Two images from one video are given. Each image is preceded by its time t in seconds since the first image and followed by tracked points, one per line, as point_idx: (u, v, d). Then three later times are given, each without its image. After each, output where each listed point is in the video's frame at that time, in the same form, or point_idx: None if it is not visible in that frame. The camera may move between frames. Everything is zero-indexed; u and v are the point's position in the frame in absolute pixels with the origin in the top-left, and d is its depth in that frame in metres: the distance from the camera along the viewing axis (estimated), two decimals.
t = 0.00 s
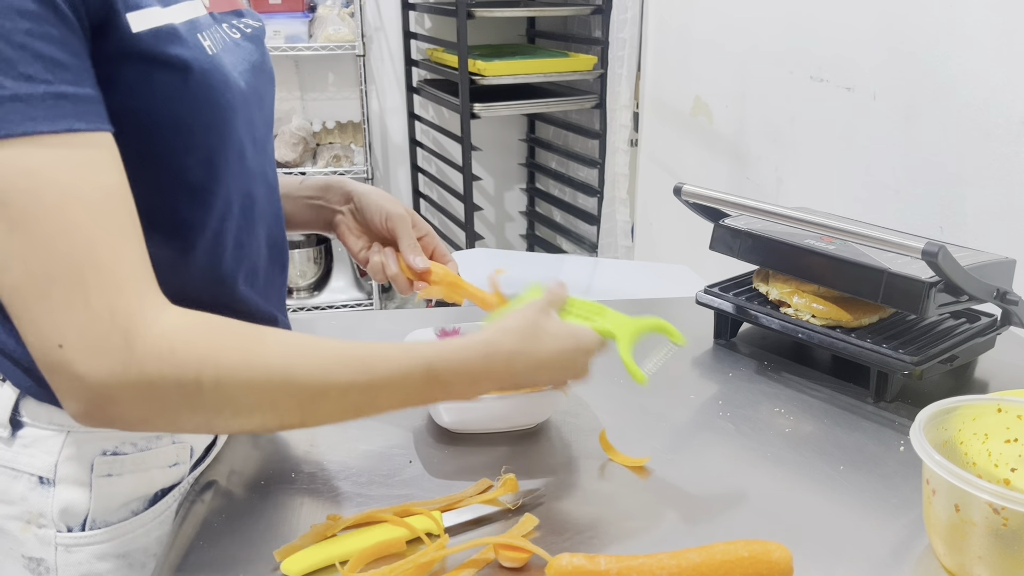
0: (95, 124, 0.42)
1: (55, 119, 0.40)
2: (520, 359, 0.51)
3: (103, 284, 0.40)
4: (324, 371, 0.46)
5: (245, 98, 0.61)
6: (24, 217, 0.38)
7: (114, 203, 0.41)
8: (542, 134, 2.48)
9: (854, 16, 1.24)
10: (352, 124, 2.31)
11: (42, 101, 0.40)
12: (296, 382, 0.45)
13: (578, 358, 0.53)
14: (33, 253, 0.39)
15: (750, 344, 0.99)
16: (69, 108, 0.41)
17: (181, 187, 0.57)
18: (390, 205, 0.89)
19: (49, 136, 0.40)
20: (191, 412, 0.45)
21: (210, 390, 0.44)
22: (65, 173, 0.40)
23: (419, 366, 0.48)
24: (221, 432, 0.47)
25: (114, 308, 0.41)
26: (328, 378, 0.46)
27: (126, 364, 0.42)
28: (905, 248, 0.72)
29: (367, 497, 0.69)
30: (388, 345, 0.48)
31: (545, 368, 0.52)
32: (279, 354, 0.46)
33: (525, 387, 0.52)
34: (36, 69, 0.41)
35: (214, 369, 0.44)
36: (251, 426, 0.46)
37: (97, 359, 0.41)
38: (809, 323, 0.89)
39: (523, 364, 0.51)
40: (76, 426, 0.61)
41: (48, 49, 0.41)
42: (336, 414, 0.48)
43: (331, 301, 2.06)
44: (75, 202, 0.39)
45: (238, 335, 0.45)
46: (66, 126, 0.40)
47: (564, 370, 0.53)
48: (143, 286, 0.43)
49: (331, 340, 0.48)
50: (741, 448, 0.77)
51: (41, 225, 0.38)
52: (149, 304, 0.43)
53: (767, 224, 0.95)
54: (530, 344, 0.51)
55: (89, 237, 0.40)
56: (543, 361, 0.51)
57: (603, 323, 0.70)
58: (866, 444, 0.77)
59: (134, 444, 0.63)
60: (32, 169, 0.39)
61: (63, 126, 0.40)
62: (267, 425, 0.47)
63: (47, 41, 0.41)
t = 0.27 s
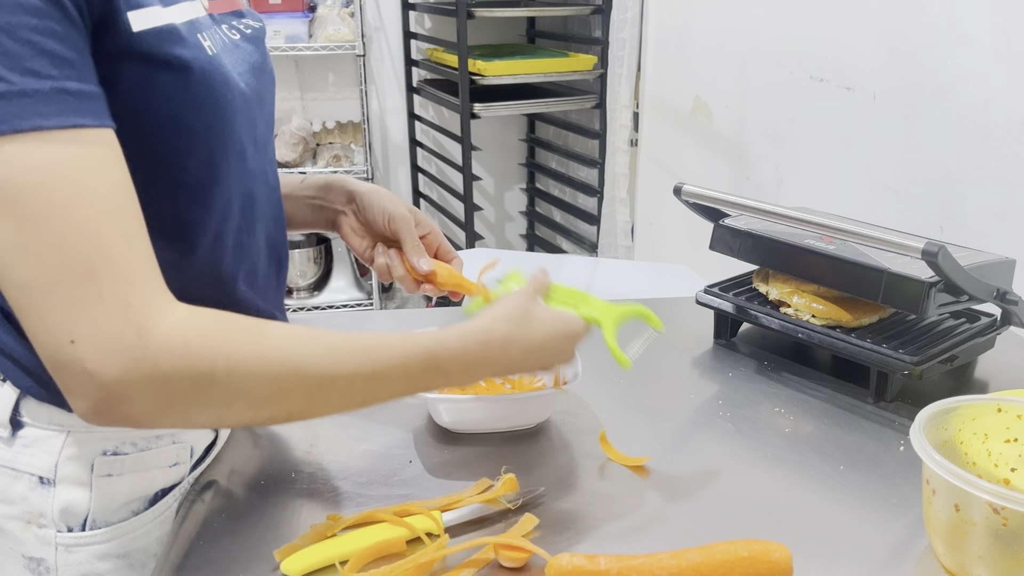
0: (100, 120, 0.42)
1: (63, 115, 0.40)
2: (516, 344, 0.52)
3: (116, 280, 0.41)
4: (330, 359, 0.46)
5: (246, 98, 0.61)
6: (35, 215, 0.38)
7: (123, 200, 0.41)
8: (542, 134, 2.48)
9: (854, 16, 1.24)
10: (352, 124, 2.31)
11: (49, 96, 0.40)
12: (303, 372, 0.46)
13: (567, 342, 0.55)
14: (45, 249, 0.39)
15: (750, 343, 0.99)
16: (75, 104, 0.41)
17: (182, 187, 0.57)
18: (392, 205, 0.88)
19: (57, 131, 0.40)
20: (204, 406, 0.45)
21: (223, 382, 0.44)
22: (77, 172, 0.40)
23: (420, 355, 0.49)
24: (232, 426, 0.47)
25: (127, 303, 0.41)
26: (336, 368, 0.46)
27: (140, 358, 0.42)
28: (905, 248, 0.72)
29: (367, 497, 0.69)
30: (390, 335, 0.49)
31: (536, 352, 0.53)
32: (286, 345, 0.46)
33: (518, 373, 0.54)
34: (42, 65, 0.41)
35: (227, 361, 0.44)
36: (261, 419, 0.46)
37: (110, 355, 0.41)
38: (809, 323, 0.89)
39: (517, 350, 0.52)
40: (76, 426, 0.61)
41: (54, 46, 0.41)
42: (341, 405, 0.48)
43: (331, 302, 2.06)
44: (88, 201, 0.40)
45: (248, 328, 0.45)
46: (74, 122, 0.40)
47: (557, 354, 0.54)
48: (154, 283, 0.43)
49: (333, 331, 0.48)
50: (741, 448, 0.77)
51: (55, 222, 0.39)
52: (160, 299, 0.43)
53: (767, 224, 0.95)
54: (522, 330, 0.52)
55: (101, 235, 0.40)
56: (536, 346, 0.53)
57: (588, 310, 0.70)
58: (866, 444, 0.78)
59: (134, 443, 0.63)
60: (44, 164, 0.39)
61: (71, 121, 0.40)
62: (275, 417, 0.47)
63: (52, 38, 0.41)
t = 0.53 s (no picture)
0: (95, 114, 0.42)
1: (56, 109, 0.40)
2: (501, 308, 0.52)
3: (108, 272, 0.40)
4: (323, 333, 0.47)
5: (244, 98, 0.61)
6: (27, 209, 0.38)
7: (113, 191, 0.41)
8: (542, 134, 2.48)
9: (855, 16, 1.24)
10: (352, 124, 2.30)
11: (42, 88, 0.40)
12: (303, 351, 0.46)
13: (550, 302, 0.55)
14: (37, 243, 0.39)
15: (750, 343, 0.99)
16: (69, 97, 0.41)
17: (181, 186, 0.57)
18: (396, 209, 0.89)
19: (49, 124, 0.40)
20: (203, 393, 0.45)
21: (222, 367, 0.44)
22: (64, 165, 0.40)
23: (411, 324, 0.49)
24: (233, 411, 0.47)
25: (120, 295, 0.41)
26: (330, 344, 0.46)
27: (137, 349, 0.42)
28: (905, 248, 0.72)
29: (368, 496, 0.69)
30: (377, 308, 0.49)
31: (522, 314, 0.53)
32: (280, 329, 0.46)
33: (509, 339, 0.54)
34: (36, 59, 0.41)
35: (222, 346, 0.44)
36: (260, 402, 0.47)
37: (107, 347, 0.41)
38: (809, 323, 0.89)
39: (504, 313, 0.52)
40: (76, 426, 0.61)
41: (48, 40, 0.41)
42: (338, 381, 0.48)
43: (331, 302, 2.06)
44: (75, 196, 0.39)
45: (240, 312, 0.45)
46: (68, 115, 0.41)
47: (540, 312, 0.54)
48: (146, 276, 0.43)
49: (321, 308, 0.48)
50: (741, 448, 0.77)
51: (45, 216, 0.39)
52: (152, 289, 0.43)
53: (767, 224, 0.96)
54: (507, 291, 0.52)
55: (91, 229, 0.40)
56: (521, 309, 0.53)
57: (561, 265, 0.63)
58: (866, 444, 0.78)
59: (134, 443, 0.63)
60: (35, 157, 0.39)
61: (65, 115, 0.40)
62: (275, 399, 0.47)
63: (46, 31, 0.41)
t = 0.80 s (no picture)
0: (103, 119, 0.42)
1: (65, 114, 0.40)
2: (534, 346, 0.53)
3: (117, 277, 0.40)
4: (342, 357, 0.47)
5: (244, 99, 0.61)
6: (37, 212, 0.38)
7: (125, 197, 0.41)
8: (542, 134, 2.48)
9: (854, 16, 1.24)
10: (352, 124, 2.30)
11: (50, 96, 0.40)
12: (314, 372, 0.46)
13: (587, 344, 0.56)
14: (46, 248, 0.39)
15: (750, 343, 0.99)
16: (77, 103, 0.41)
17: (181, 188, 0.57)
18: (393, 205, 0.88)
19: (59, 131, 0.40)
20: (209, 403, 0.45)
21: (227, 379, 0.44)
22: (75, 170, 0.40)
23: (434, 352, 0.50)
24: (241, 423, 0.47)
25: (129, 301, 0.41)
26: (344, 367, 0.47)
27: (143, 355, 0.42)
28: (905, 248, 0.72)
29: (367, 496, 0.69)
30: (402, 335, 0.50)
31: (555, 354, 0.54)
32: (293, 345, 0.46)
33: (536, 373, 0.55)
34: (43, 65, 0.41)
35: (229, 358, 0.44)
36: (265, 417, 0.47)
37: (115, 352, 0.41)
38: (809, 323, 0.89)
39: (535, 349, 0.53)
40: (75, 426, 0.61)
41: (54, 45, 0.41)
42: (351, 405, 0.48)
43: (331, 302, 2.06)
44: (88, 199, 0.40)
45: (249, 323, 0.45)
46: (77, 121, 0.40)
47: (579, 356, 0.56)
48: (158, 281, 0.43)
49: (342, 330, 0.49)
50: (741, 448, 0.77)
51: (53, 221, 0.39)
52: (164, 297, 0.43)
53: (767, 224, 0.96)
54: (541, 329, 0.54)
55: (101, 234, 0.40)
56: (554, 349, 0.54)
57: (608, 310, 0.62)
58: (866, 444, 0.77)
59: (134, 443, 0.63)
60: (42, 163, 0.39)
61: (73, 121, 0.40)
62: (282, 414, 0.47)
63: (52, 36, 0.41)
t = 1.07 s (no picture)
0: (93, 117, 0.42)
1: (54, 112, 0.40)
2: (539, 341, 0.51)
3: (105, 276, 0.40)
4: (334, 355, 0.46)
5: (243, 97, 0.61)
6: (22, 211, 0.38)
7: (113, 197, 0.41)
8: (542, 134, 2.48)
9: (855, 16, 1.24)
10: (352, 124, 2.31)
11: (39, 92, 0.40)
12: (307, 370, 0.45)
13: (595, 341, 0.54)
14: (33, 249, 0.39)
15: (750, 344, 0.99)
16: (65, 100, 0.41)
17: (182, 187, 0.57)
18: (384, 203, 0.89)
19: (47, 128, 0.40)
20: (198, 406, 0.44)
21: (215, 380, 0.44)
22: (61, 171, 0.40)
23: (432, 348, 0.49)
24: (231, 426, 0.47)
25: (115, 302, 0.41)
26: (339, 363, 0.46)
27: (129, 357, 0.41)
28: (905, 248, 0.72)
29: (368, 496, 0.69)
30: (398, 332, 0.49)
31: (560, 350, 0.52)
32: (284, 344, 0.46)
33: (543, 375, 0.53)
34: (33, 62, 0.41)
35: (217, 359, 0.44)
36: (258, 419, 0.46)
37: (100, 354, 0.41)
38: (809, 323, 0.89)
39: (539, 345, 0.51)
40: (76, 426, 0.61)
41: (44, 42, 0.41)
42: (348, 404, 0.48)
43: (331, 302, 2.06)
44: (74, 200, 0.39)
45: (239, 324, 0.45)
46: (66, 119, 0.41)
47: (589, 354, 0.54)
48: (146, 279, 0.42)
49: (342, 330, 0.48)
50: (741, 448, 0.77)
51: (38, 221, 0.39)
52: (152, 298, 0.42)
53: (767, 224, 0.96)
54: (546, 323, 0.52)
55: (87, 234, 0.40)
56: (561, 344, 0.52)
57: (618, 306, 0.73)
58: (866, 444, 0.78)
59: (134, 444, 0.63)
60: (29, 160, 0.39)
61: (62, 118, 0.41)
62: (276, 414, 0.46)
63: (43, 34, 0.42)
